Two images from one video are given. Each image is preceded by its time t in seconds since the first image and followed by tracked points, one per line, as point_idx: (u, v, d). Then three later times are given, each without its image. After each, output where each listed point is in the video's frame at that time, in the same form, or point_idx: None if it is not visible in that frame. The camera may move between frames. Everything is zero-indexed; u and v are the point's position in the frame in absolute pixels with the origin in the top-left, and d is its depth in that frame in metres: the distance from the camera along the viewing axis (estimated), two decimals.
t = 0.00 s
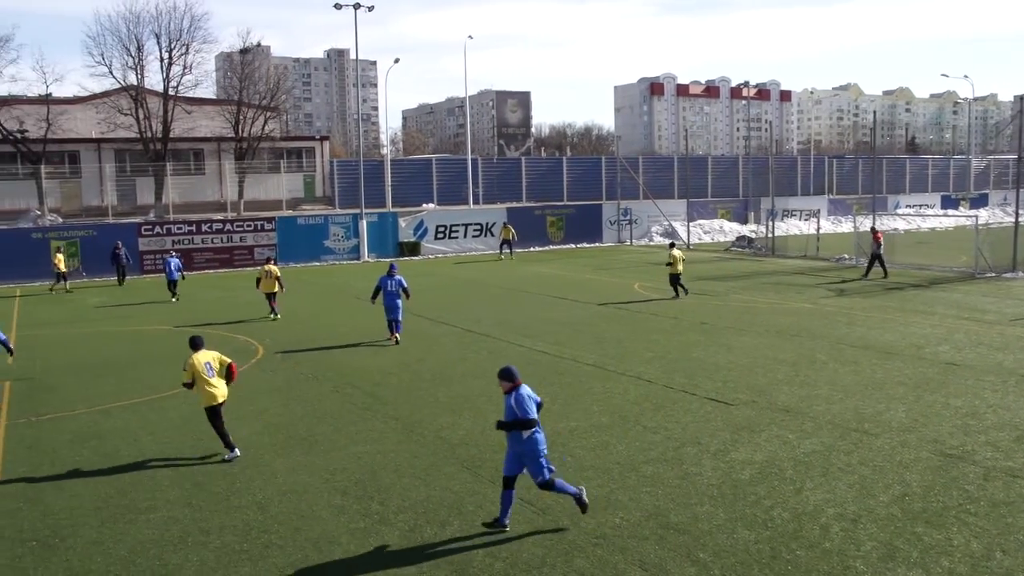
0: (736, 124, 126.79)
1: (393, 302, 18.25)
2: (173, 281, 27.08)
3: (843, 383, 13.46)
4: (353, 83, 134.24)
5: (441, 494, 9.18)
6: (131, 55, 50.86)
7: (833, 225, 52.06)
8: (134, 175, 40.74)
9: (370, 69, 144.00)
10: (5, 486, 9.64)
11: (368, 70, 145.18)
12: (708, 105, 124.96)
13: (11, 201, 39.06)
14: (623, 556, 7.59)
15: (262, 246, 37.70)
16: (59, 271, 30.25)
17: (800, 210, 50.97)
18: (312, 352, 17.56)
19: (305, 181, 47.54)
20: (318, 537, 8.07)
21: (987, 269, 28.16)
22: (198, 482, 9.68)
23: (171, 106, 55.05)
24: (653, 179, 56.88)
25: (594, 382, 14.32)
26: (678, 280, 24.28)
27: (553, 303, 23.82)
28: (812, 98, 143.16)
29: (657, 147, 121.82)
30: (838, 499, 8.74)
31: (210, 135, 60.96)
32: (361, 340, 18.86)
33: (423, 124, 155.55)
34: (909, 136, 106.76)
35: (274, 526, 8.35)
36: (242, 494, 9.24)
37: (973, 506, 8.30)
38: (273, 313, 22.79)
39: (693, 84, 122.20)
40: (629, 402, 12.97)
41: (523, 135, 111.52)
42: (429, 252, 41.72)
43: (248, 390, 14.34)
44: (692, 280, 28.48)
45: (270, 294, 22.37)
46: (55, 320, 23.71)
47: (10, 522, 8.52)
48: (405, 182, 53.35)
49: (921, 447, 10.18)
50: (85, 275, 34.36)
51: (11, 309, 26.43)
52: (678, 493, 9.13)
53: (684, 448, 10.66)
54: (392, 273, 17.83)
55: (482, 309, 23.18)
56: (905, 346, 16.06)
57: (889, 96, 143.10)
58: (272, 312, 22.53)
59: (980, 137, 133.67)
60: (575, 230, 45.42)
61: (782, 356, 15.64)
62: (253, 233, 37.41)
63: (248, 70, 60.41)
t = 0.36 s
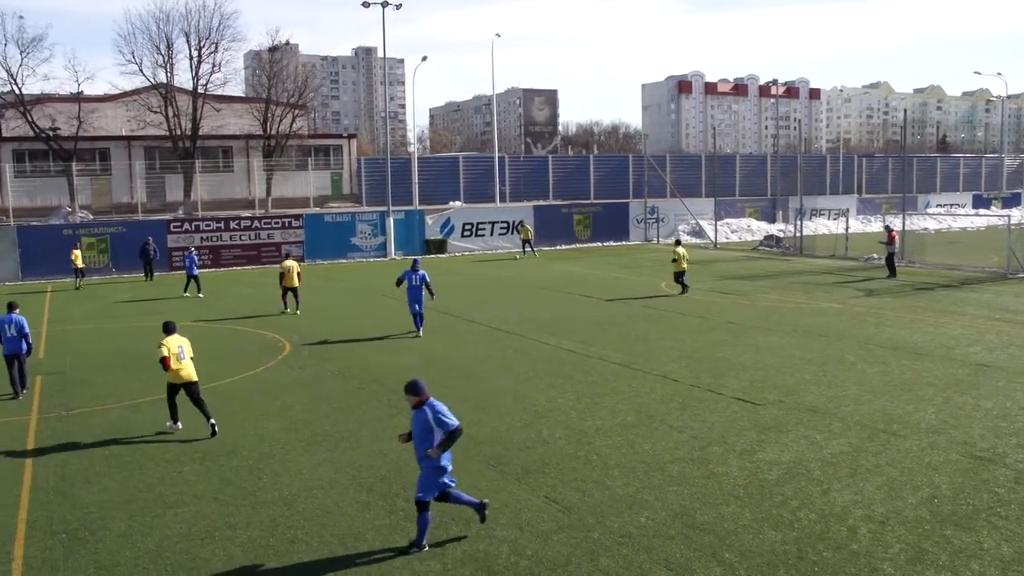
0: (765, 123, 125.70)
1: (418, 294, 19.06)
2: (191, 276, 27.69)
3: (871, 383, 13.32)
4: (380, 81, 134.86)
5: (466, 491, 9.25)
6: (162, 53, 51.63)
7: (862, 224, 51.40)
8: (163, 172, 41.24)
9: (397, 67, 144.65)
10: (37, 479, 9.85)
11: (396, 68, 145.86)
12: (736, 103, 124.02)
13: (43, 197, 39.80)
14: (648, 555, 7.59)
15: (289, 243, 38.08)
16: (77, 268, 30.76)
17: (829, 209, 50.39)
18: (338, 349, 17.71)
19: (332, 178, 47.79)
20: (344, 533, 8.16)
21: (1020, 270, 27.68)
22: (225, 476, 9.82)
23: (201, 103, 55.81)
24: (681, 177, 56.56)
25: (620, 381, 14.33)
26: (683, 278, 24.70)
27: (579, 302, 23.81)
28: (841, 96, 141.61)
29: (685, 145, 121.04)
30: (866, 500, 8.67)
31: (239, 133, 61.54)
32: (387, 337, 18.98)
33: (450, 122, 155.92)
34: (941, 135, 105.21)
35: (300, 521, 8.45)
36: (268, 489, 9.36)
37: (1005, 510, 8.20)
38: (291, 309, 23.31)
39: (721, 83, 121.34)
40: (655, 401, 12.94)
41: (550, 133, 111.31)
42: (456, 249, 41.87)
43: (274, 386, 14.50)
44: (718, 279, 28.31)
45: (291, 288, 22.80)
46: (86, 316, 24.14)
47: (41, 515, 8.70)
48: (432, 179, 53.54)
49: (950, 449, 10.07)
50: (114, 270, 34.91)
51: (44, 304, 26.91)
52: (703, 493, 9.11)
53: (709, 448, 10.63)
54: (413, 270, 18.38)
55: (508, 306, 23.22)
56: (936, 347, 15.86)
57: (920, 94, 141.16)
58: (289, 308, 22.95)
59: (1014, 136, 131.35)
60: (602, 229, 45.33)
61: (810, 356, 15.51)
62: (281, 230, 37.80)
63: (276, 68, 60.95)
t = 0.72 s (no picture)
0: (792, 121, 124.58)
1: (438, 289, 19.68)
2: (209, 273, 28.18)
3: (899, 384, 13.18)
4: (405, 79, 135.42)
5: (490, 489, 9.30)
6: (189, 51, 52.31)
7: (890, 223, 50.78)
8: (190, 169, 41.67)
9: (423, 65, 145.17)
10: (65, 473, 10.04)
11: (421, 66, 146.37)
12: (763, 101, 123.04)
13: (71, 194, 40.24)
14: (672, 555, 7.59)
15: (315, 240, 38.44)
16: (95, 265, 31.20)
17: (856, 208, 49.76)
18: (362, 346, 17.84)
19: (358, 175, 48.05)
20: (369, 530, 8.24)
21: None
22: (250, 472, 9.95)
23: (227, 101, 56.48)
24: (707, 175, 56.25)
25: (644, 380, 14.30)
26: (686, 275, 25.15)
27: (603, 300, 23.78)
28: (869, 93, 140.12)
29: (711, 144, 120.30)
30: (893, 502, 8.59)
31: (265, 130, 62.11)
32: (412, 335, 19.08)
33: (475, 119, 156.23)
34: (971, 133, 103.64)
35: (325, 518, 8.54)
36: (293, 486, 9.47)
37: None
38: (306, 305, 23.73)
39: (747, 80, 120.47)
40: (680, 400, 12.89)
41: (575, 131, 111.00)
42: (481, 247, 41.96)
43: (300, 383, 14.65)
44: (744, 278, 28.14)
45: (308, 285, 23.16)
46: (115, 311, 24.52)
47: (69, 509, 8.87)
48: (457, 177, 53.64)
49: (979, 451, 9.95)
50: (142, 267, 35.37)
51: (74, 300, 27.34)
52: (728, 493, 9.08)
53: (735, 448, 10.59)
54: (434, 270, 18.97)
55: (533, 305, 23.24)
56: (965, 347, 15.66)
57: (950, 92, 139.23)
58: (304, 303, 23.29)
59: None
60: (627, 227, 45.18)
61: (836, 356, 15.38)
62: (307, 227, 38.15)
63: (302, 66, 61.60)
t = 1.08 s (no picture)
0: (834, 118, 122.70)
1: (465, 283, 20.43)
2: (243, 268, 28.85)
3: (943, 385, 12.96)
4: (445, 75, 136.22)
5: (527, 485, 9.38)
6: (231, 48, 53.30)
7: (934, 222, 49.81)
8: (231, 165, 42.22)
9: (462, 61, 145.91)
10: (109, 463, 10.31)
11: (461, 63, 147.01)
12: (804, 98, 121.45)
13: (115, 189, 41.00)
14: (709, 554, 7.59)
15: (354, 236, 38.89)
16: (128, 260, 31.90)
17: (898, 207, 48.84)
18: (400, 342, 18.02)
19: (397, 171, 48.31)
20: (406, 524, 8.36)
21: None
22: (288, 465, 10.14)
23: (268, 98, 57.39)
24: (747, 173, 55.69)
25: (681, 378, 14.26)
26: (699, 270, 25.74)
27: (641, 298, 23.69)
28: (914, 90, 137.59)
29: (751, 141, 119.04)
30: (935, 505, 8.48)
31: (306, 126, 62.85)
32: (449, 331, 19.22)
33: (513, 116, 156.39)
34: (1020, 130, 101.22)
35: (362, 512, 8.67)
36: (331, 480, 9.63)
37: None
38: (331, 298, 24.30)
39: (789, 77, 119.03)
40: (718, 399, 12.84)
41: (614, 128, 110.48)
42: (519, 244, 42.04)
43: (337, 377, 14.87)
44: (783, 276, 27.85)
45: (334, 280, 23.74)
46: (159, 305, 25.05)
47: (113, 498, 9.12)
48: (495, 174, 53.74)
49: None
50: (183, 261, 36.05)
51: (120, 294, 27.98)
52: (766, 493, 9.04)
53: (773, 447, 10.53)
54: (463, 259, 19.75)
55: (570, 302, 23.21)
56: (1012, 349, 15.32)
57: (998, 89, 136.05)
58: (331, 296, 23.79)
59: None
60: (666, 225, 44.90)
61: (878, 356, 15.16)
62: (346, 223, 38.61)
63: (343, 62, 62.49)
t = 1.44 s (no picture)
0: (876, 116, 120.76)
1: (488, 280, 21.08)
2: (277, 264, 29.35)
3: (986, 388, 12.73)
4: (482, 73, 136.74)
5: (562, 484, 9.43)
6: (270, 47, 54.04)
7: (978, 222, 48.79)
8: (270, 162, 42.61)
9: (500, 58, 146.32)
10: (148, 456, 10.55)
11: (499, 60, 147.40)
12: (846, 96, 119.73)
13: (156, 185, 41.10)
14: (746, 556, 7.57)
15: (391, 233, 39.22)
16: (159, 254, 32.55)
17: (941, 207, 47.89)
18: (435, 339, 18.17)
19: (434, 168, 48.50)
20: (441, 520, 8.46)
21: None
22: (325, 461, 10.30)
23: (307, 95, 58.18)
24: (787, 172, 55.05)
25: (718, 378, 14.18)
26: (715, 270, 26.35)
27: (678, 297, 23.56)
28: (959, 87, 134.92)
29: (791, 139, 117.52)
30: (977, 509, 8.36)
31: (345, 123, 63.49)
32: (485, 328, 19.32)
33: (550, 114, 156.20)
34: None
35: (398, 508, 8.79)
36: (367, 476, 9.77)
37: None
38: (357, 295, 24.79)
39: (830, 75, 117.44)
40: (756, 400, 12.75)
41: (652, 126, 109.83)
42: (555, 242, 42.03)
43: (373, 374, 15.04)
44: (823, 276, 27.53)
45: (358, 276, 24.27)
46: (199, 300, 25.54)
47: (151, 490, 9.33)
48: (533, 172, 53.76)
49: None
50: (222, 257, 36.64)
51: (162, 289, 28.57)
52: (804, 495, 8.97)
53: (811, 449, 10.44)
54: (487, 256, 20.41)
55: (606, 300, 23.18)
56: None
57: None
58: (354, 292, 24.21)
59: None
60: (704, 224, 44.56)
61: (921, 357, 14.93)
62: (384, 220, 38.95)
63: (381, 60, 63.10)
